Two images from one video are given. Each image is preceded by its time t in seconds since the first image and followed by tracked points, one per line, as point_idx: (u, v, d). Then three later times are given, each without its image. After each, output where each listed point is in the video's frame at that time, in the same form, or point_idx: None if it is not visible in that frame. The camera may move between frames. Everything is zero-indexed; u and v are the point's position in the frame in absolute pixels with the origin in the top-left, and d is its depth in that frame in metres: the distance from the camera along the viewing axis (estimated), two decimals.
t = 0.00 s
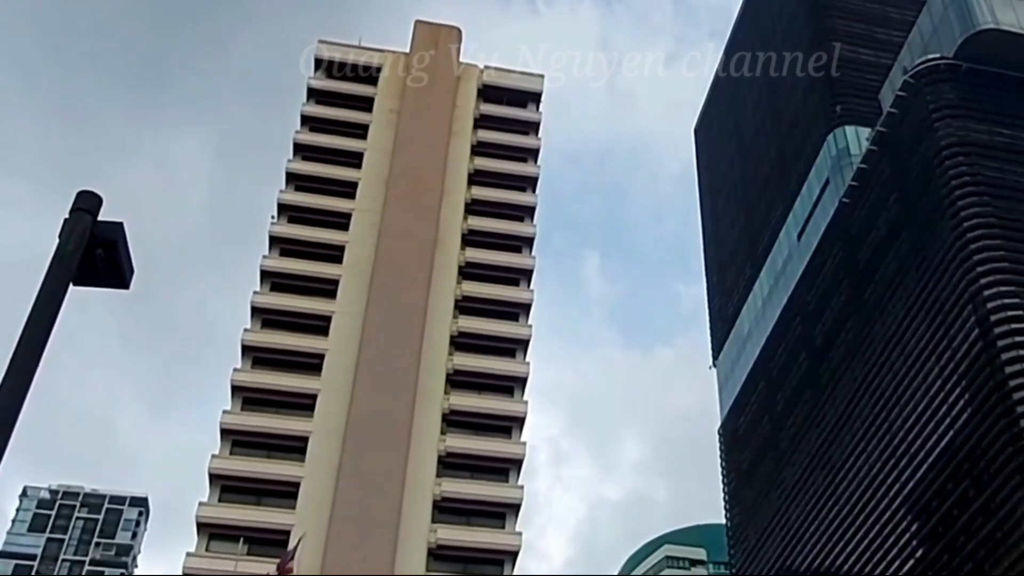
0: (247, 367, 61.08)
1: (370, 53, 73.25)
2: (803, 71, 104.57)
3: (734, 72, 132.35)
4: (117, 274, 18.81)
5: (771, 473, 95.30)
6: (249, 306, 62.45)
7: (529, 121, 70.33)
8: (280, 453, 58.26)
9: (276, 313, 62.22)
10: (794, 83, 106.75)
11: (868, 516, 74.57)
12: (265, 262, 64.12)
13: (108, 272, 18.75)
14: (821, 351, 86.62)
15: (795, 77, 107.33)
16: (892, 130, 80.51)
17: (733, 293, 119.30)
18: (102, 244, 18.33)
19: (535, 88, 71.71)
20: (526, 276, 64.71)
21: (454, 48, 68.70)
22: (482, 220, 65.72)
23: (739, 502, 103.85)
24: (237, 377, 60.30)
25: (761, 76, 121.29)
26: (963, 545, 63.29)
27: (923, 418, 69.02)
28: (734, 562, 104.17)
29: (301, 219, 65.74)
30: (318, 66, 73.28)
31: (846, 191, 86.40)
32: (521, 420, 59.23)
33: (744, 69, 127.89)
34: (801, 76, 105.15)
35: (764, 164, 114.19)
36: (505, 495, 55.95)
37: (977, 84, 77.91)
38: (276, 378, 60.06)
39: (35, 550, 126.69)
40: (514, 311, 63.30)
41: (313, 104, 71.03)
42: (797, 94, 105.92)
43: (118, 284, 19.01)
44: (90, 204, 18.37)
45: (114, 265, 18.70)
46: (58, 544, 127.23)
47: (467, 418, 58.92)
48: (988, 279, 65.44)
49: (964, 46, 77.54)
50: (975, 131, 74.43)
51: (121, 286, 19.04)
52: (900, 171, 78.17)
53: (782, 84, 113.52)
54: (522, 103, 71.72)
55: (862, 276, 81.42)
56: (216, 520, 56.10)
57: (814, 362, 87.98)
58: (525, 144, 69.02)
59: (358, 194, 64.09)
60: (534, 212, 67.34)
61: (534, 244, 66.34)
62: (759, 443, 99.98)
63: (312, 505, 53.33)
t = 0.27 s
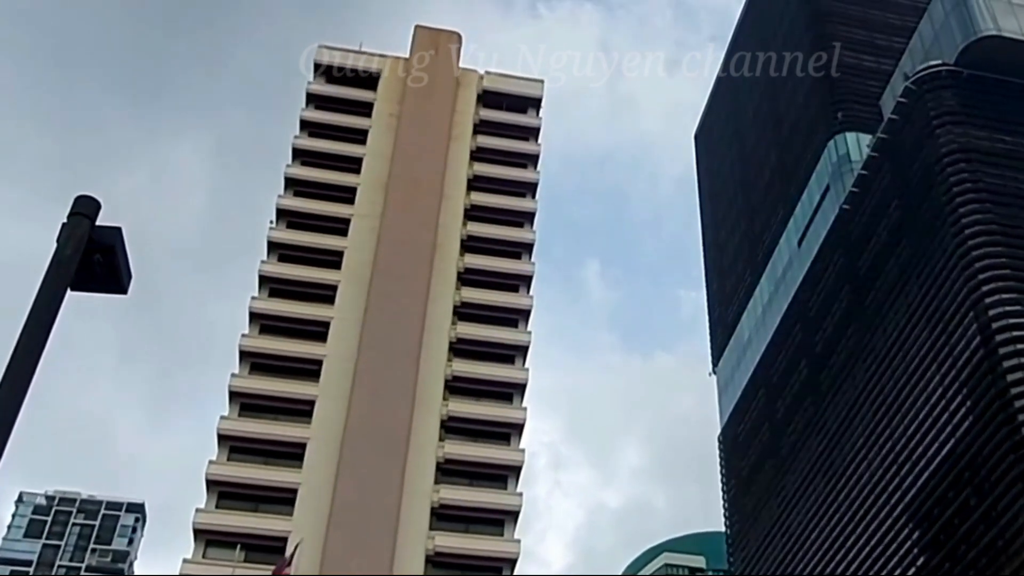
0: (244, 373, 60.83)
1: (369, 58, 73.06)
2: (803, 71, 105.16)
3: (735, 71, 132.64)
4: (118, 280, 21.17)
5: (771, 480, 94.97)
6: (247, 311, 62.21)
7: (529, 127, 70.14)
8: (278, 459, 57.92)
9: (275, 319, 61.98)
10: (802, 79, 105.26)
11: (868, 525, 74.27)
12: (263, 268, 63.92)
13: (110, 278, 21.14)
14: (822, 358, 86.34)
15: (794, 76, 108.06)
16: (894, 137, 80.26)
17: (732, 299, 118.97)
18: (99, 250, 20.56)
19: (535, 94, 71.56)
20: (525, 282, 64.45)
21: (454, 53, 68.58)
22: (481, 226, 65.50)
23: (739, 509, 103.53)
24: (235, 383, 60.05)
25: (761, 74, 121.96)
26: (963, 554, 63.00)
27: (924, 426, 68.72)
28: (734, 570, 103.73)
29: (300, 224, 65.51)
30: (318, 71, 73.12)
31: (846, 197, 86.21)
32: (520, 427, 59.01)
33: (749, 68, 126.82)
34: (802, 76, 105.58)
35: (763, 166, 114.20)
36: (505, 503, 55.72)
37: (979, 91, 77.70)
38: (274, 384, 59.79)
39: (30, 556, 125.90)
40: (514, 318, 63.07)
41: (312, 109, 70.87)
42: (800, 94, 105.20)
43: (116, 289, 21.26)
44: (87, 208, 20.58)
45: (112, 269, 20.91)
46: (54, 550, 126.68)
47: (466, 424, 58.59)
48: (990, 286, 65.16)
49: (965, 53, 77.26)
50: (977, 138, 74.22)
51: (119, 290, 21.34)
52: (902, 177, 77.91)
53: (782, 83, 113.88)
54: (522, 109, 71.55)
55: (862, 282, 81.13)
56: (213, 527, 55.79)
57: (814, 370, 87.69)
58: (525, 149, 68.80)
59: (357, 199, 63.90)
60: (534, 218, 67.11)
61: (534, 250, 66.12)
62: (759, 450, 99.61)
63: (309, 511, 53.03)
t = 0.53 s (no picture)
0: (242, 377, 60.63)
1: (368, 61, 72.85)
2: (803, 71, 105.25)
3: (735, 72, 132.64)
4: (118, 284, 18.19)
5: (771, 485, 94.69)
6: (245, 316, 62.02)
7: (528, 131, 69.89)
8: (276, 464, 57.63)
9: (272, 323, 61.78)
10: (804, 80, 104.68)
11: (868, 531, 73.99)
12: (261, 272, 63.71)
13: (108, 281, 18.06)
14: (822, 363, 86.08)
15: (795, 77, 107.99)
16: (895, 141, 80.02)
17: (733, 303, 118.65)
18: (97, 253, 17.71)
19: (535, 97, 71.36)
20: (524, 287, 64.21)
21: (453, 56, 68.41)
22: (481, 230, 65.27)
23: (739, 514, 103.27)
24: (233, 387, 59.83)
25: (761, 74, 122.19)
26: (964, 560, 62.71)
27: (925, 431, 68.41)
28: None
29: (298, 228, 65.32)
30: (317, 75, 72.99)
31: (846, 202, 86.02)
32: (519, 432, 58.78)
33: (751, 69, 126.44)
34: (801, 76, 105.75)
35: (764, 168, 113.96)
36: (505, 509, 55.49)
37: (980, 95, 77.48)
38: (271, 388, 59.59)
39: (27, 561, 125.08)
40: (514, 323, 62.83)
41: (311, 112, 70.68)
42: (801, 97, 105.00)
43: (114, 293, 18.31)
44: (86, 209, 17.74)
45: (112, 272, 17.96)
46: (50, 555, 125.84)
47: (465, 430, 58.35)
48: (990, 291, 64.91)
49: (966, 57, 77.07)
50: (978, 143, 73.97)
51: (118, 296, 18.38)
52: (903, 181, 77.62)
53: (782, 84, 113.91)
54: (522, 113, 71.31)
55: (863, 287, 80.84)
56: (210, 532, 55.58)
57: (814, 374, 87.42)
58: (525, 154, 68.55)
59: (356, 203, 63.64)
60: (534, 222, 66.85)
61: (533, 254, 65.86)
62: (759, 455, 99.30)
63: (307, 517, 52.79)
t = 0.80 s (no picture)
0: (240, 381, 60.37)
1: (368, 64, 72.65)
2: (804, 70, 105.30)
3: (735, 73, 132.79)
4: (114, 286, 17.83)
5: (771, 490, 94.40)
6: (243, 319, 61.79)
7: (528, 134, 69.67)
8: (274, 468, 57.33)
9: (271, 326, 61.53)
10: (806, 83, 104.28)
11: (869, 536, 73.71)
12: (260, 275, 63.46)
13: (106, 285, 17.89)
14: (823, 368, 85.79)
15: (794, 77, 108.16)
16: (897, 144, 79.75)
17: (733, 308, 118.31)
18: (96, 254, 17.51)
19: (535, 100, 71.17)
20: (524, 290, 63.97)
21: (454, 58, 68.13)
22: (481, 233, 65.04)
23: (739, 518, 102.97)
24: (231, 391, 59.56)
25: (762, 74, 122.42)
26: (966, 566, 62.40)
27: (927, 436, 68.11)
28: None
29: (298, 231, 65.10)
30: (317, 77, 72.82)
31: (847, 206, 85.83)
32: (519, 436, 58.54)
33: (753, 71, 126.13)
34: (802, 76, 105.84)
35: (765, 171, 113.77)
36: (503, 513, 55.26)
37: (981, 99, 77.24)
38: (270, 392, 59.33)
39: (24, 566, 124.55)
40: (513, 326, 62.60)
41: (310, 115, 70.46)
42: (802, 100, 104.80)
43: (114, 296, 18.09)
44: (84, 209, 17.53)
45: (110, 275, 17.71)
46: (47, 560, 125.26)
47: (464, 434, 58.08)
48: (992, 295, 64.64)
49: (968, 61, 76.96)
50: (980, 147, 73.69)
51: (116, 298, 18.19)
52: (904, 185, 77.32)
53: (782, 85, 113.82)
54: (522, 116, 71.08)
55: (864, 291, 80.52)
56: (209, 536, 55.31)
57: (815, 379, 87.13)
58: (525, 157, 68.32)
59: (356, 206, 63.40)
60: (534, 226, 66.63)
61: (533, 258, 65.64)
62: (759, 460, 98.98)
63: (305, 521, 52.49)
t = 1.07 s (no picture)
0: (239, 384, 60.14)
1: (367, 66, 72.50)
2: (804, 70, 105.49)
3: (735, 73, 133.16)
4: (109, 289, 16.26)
5: (771, 495, 94.14)
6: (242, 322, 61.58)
7: (528, 137, 69.49)
8: (272, 472, 57.03)
9: (269, 329, 61.29)
10: (806, 85, 104.14)
11: (870, 540, 73.41)
12: (258, 278, 63.24)
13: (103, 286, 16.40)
14: (823, 372, 85.54)
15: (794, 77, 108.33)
16: (898, 148, 79.51)
17: (733, 312, 118.06)
18: (97, 256, 16.10)
19: (535, 103, 71.02)
20: (524, 294, 63.75)
21: (453, 60, 67.86)
22: (480, 236, 64.84)
23: (739, 523, 102.69)
24: (229, 394, 59.31)
25: (761, 74, 122.83)
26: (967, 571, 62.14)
27: (928, 441, 67.85)
28: None
29: (296, 234, 64.91)
30: (316, 79, 72.67)
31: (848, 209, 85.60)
32: (518, 440, 58.32)
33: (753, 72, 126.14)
34: (802, 76, 105.96)
35: (765, 173, 113.69)
36: (503, 518, 55.01)
37: (983, 102, 77.02)
38: (268, 395, 59.09)
39: (21, 570, 124.13)
40: (513, 330, 62.37)
41: (309, 118, 70.29)
42: (803, 103, 104.52)
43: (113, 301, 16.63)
44: (83, 209, 16.39)
45: (109, 277, 16.32)
46: (44, 564, 124.73)
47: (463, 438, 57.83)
48: (992, 300, 64.41)
49: (969, 64, 76.73)
50: (981, 150, 73.50)
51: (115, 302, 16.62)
52: (905, 189, 77.07)
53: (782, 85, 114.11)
54: (522, 119, 70.91)
55: (865, 295, 80.25)
56: (206, 540, 55.05)
57: (815, 382, 86.87)
58: (525, 160, 68.12)
59: (355, 209, 63.26)
60: (533, 229, 66.44)
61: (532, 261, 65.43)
62: (759, 465, 98.71)
63: (303, 526, 52.22)
